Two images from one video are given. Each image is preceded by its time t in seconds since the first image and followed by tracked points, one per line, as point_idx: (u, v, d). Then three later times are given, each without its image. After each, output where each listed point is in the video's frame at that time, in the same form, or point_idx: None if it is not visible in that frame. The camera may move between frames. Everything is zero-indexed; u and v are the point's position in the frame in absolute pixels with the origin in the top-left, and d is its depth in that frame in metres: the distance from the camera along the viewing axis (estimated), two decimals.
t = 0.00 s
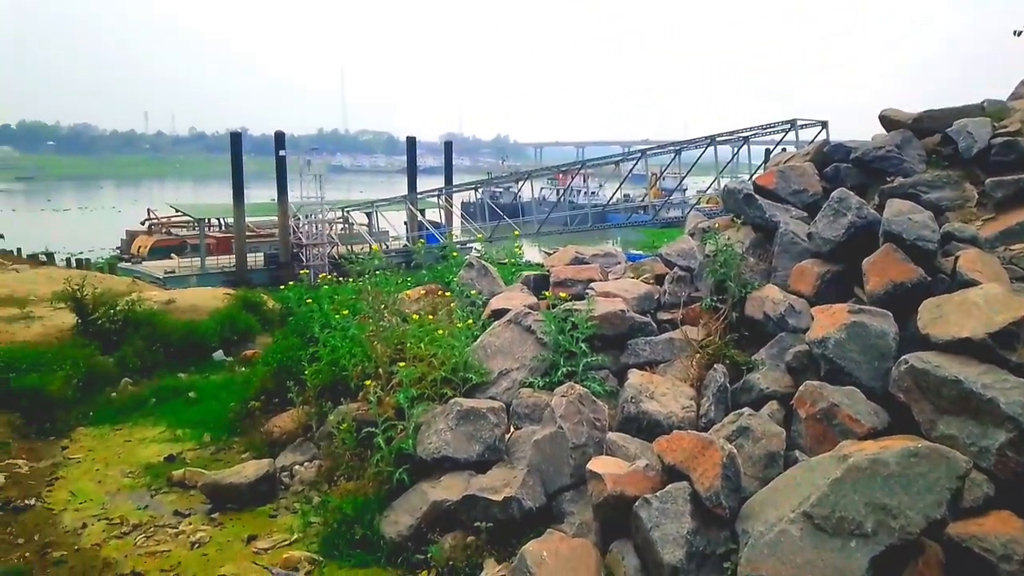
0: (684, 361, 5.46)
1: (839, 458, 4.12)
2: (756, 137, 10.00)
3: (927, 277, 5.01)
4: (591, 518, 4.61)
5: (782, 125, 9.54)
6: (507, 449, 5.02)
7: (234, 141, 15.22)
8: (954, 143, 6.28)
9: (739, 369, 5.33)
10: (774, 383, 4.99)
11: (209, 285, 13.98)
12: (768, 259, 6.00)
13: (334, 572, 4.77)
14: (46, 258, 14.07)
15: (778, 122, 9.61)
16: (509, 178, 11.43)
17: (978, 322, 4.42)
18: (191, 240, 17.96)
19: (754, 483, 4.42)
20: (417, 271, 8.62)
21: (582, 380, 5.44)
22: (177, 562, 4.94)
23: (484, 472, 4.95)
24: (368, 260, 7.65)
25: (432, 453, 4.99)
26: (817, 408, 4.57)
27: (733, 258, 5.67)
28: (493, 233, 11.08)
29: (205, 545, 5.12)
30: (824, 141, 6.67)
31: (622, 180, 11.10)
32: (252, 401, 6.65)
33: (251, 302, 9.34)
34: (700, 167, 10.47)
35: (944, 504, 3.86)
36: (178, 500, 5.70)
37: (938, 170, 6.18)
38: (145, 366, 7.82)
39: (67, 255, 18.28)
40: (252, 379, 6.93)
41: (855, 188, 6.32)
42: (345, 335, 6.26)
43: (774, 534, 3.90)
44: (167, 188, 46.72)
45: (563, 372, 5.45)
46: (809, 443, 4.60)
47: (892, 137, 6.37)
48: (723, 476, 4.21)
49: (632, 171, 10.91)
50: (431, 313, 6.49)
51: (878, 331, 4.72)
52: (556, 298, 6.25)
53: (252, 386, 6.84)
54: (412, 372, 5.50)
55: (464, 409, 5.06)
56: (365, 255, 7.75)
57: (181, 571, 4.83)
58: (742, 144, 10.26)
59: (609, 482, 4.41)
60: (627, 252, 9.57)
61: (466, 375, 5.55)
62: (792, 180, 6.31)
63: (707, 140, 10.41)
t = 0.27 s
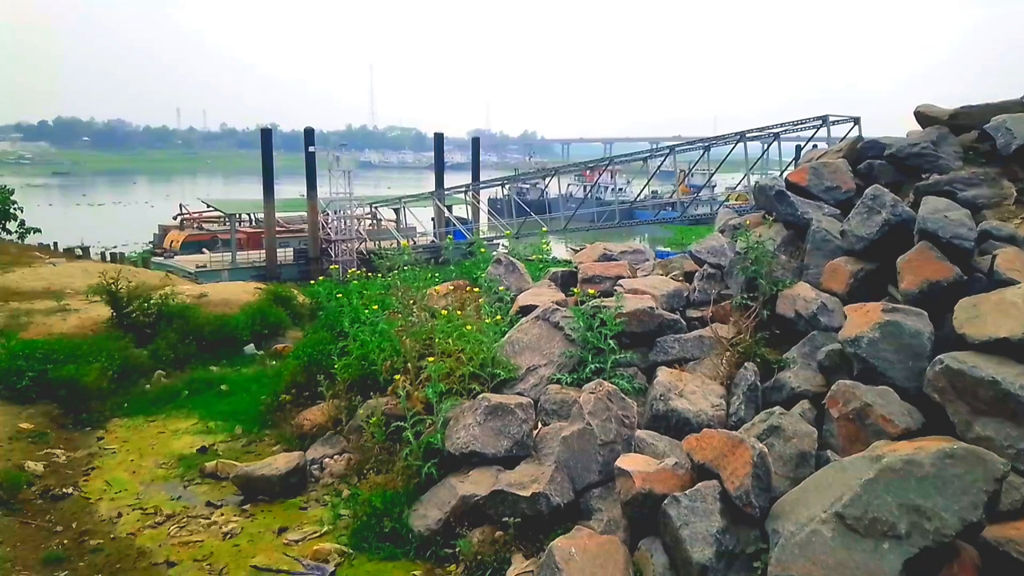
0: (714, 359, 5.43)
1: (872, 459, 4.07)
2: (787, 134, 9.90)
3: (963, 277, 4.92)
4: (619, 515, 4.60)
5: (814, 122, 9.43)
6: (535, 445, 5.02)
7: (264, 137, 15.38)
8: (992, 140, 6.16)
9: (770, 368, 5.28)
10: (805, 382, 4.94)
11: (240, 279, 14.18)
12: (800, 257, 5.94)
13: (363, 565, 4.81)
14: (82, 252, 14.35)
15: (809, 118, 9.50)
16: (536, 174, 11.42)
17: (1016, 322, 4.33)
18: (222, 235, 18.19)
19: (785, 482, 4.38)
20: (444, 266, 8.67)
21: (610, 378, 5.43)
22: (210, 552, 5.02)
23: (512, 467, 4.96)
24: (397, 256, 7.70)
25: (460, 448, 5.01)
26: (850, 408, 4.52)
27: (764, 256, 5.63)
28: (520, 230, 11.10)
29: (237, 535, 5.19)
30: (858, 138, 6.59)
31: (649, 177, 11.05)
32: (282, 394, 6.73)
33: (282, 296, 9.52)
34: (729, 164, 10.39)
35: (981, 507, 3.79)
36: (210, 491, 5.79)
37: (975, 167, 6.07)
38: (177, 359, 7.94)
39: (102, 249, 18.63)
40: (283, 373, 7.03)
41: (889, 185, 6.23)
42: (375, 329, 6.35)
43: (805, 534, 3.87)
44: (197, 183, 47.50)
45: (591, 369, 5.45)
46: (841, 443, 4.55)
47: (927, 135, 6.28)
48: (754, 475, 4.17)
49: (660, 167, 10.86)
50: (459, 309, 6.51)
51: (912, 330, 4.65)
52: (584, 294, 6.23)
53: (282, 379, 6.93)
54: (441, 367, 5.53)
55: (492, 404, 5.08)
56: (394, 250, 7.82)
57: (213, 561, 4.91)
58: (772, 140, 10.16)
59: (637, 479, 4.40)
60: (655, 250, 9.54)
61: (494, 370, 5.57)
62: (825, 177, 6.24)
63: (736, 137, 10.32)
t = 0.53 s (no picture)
0: (743, 360, 5.39)
1: (906, 463, 4.02)
2: (817, 133, 9.80)
3: (999, 278, 4.82)
4: (647, 517, 4.58)
5: (844, 121, 9.32)
6: (562, 445, 5.02)
7: (292, 137, 15.52)
8: None
9: (800, 370, 5.24)
10: (837, 385, 4.89)
11: (268, 278, 14.36)
12: (831, 257, 5.87)
13: (391, 562, 4.85)
14: (114, 251, 14.60)
15: (839, 117, 9.39)
16: (561, 174, 11.41)
17: None
18: (251, 234, 18.39)
19: (816, 485, 4.33)
20: (471, 266, 8.70)
21: (638, 378, 5.41)
22: (240, 547, 5.08)
23: (539, 467, 4.96)
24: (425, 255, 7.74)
25: (488, 447, 5.02)
26: (882, 410, 4.46)
27: (795, 256, 5.57)
28: (546, 230, 11.10)
29: (267, 531, 5.25)
30: (890, 137, 6.50)
31: (676, 176, 10.99)
32: (311, 392, 6.79)
33: (311, 295, 9.61)
34: (757, 163, 10.31)
35: (1018, 513, 3.71)
36: (240, 487, 5.87)
37: (1012, 167, 5.95)
38: (208, 356, 8.04)
39: (134, 248, 18.93)
40: (311, 370, 7.10)
41: (923, 185, 6.14)
42: (402, 329, 6.35)
43: (837, 538, 3.83)
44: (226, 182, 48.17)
45: (618, 369, 5.43)
46: (873, 446, 4.49)
47: (962, 133, 6.18)
48: (784, 478, 4.14)
49: (687, 166, 10.79)
50: (486, 308, 6.53)
51: (947, 332, 4.58)
52: (611, 294, 6.21)
53: (311, 377, 6.99)
54: (468, 367, 5.55)
55: (519, 404, 5.08)
56: (421, 250, 7.87)
57: (244, 557, 4.97)
58: (800, 139, 10.05)
59: (666, 481, 4.37)
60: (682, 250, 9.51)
61: (521, 370, 5.57)
62: (857, 176, 6.16)
63: (765, 136, 10.23)
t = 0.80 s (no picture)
0: (775, 362, 5.34)
1: (942, 467, 3.95)
2: (850, 132, 9.67)
3: None
4: (677, 518, 4.55)
5: (878, 121, 9.19)
6: (590, 446, 5.01)
7: (322, 138, 15.68)
8: None
9: (834, 372, 5.18)
10: (870, 387, 4.82)
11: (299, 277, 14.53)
12: (865, 258, 5.80)
13: (420, 559, 4.87)
14: (149, 249, 14.86)
15: (873, 117, 9.26)
16: (590, 174, 11.39)
17: None
18: (282, 233, 18.58)
19: (849, 489, 4.28)
20: (499, 265, 8.73)
21: (667, 379, 5.38)
22: (272, 542, 5.14)
23: (568, 467, 4.96)
24: (455, 255, 7.78)
25: (516, 447, 5.03)
26: (918, 414, 4.39)
27: (829, 257, 5.51)
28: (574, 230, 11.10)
29: (297, 527, 5.31)
30: (926, 137, 6.40)
31: (706, 176, 10.93)
32: (341, 389, 6.87)
33: (341, 294, 9.73)
34: (789, 163, 10.21)
35: None
36: (272, 483, 5.94)
37: None
38: (241, 354, 8.16)
39: (168, 247, 19.24)
40: (342, 368, 7.18)
41: (960, 185, 6.03)
42: (431, 328, 6.44)
43: (870, 542, 3.78)
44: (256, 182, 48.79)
45: (648, 370, 5.41)
46: (908, 450, 4.42)
47: (1001, 132, 6.06)
48: (817, 481, 4.10)
49: (717, 166, 10.71)
50: (515, 308, 6.55)
51: (984, 335, 4.49)
52: (641, 294, 6.19)
53: (341, 375, 7.08)
54: (497, 366, 5.56)
55: (548, 403, 5.08)
56: (451, 250, 7.91)
57: (275, 551, 5.04)
58: (833, 139, 9.93)
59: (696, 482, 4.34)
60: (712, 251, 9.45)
61: (549, 370, 5.57)
62: (892, 177, 6.08)
63: (796, 136, 10.12)
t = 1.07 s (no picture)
0: (808, 363, 5.29)
1: (980, 469, 3.87)
2: (884, 129, 9.53)
3: None
4: (707, 519, 4.52)
5: (913, 118, 9.04)
6: (620, 445, 5.00)
7: (351, 136, 15.79)
8: None
9: (868, 373, 5.13)
10: (906, 389, 4.75)
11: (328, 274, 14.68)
12: (901, 258, 5.71)
13: (449, 555, 4.90)
14: (182, 246, 15.09)
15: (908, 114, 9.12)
16: (618, 171, 11.35)
17: None
18: (312, 231, 18.76)
19: (884, 492, 4.22)
20: (528, 263, 8.74)
21: (698, 379, 5.35)
22: (303, 536, 5.20)
23: (598, 466, 4.95)
24: (484, 253, 7.80)
25: (545, 445, 5.03)
26: (955, 416, 4.32)
27: (864, 256, 5.45)
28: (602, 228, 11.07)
29: (329, 521, 5.36)
30: (964, 133, 6.29)
31: (736, 174, 10.83)
32: (372, 386, 6.93)
33: (370, 291, 9.82)
34: (821, 161, 10.08)
35: None
36: (303, 478, 6.01)
37: None
38: (272, 350, 8.26)
39: (201, 244, 19.53)
40: (372, 365, 7.25)
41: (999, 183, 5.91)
42: (460, 325, 6.48)
43: (906, 546, 3.72)
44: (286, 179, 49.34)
45: (678, 369, 5.39)
46: (945, 453, 4.36)
47: None
48: (851, 483, 4.05)
49: (747, 164, 10.62)
50: (544, 306, 6.55)
51: None
52: (671, 293, 6.15)
53: (371, 371, 7.15)
54: (526, 364, 5.57)
55: (577, 402, 5.07)
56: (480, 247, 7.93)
57: (307, 546, 5.09)
58: (867, 136, 9.80)
59: (727, 483, 4.31)
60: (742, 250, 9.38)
61: (578, 368, 5.56)
62: (928, 175, 5.99)
63: (829, 133, 9.99)
